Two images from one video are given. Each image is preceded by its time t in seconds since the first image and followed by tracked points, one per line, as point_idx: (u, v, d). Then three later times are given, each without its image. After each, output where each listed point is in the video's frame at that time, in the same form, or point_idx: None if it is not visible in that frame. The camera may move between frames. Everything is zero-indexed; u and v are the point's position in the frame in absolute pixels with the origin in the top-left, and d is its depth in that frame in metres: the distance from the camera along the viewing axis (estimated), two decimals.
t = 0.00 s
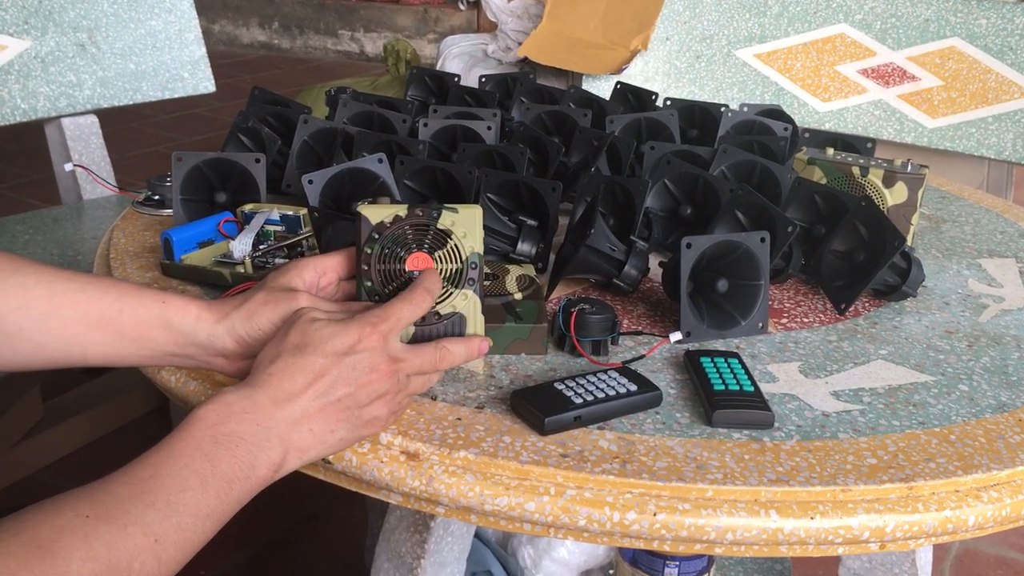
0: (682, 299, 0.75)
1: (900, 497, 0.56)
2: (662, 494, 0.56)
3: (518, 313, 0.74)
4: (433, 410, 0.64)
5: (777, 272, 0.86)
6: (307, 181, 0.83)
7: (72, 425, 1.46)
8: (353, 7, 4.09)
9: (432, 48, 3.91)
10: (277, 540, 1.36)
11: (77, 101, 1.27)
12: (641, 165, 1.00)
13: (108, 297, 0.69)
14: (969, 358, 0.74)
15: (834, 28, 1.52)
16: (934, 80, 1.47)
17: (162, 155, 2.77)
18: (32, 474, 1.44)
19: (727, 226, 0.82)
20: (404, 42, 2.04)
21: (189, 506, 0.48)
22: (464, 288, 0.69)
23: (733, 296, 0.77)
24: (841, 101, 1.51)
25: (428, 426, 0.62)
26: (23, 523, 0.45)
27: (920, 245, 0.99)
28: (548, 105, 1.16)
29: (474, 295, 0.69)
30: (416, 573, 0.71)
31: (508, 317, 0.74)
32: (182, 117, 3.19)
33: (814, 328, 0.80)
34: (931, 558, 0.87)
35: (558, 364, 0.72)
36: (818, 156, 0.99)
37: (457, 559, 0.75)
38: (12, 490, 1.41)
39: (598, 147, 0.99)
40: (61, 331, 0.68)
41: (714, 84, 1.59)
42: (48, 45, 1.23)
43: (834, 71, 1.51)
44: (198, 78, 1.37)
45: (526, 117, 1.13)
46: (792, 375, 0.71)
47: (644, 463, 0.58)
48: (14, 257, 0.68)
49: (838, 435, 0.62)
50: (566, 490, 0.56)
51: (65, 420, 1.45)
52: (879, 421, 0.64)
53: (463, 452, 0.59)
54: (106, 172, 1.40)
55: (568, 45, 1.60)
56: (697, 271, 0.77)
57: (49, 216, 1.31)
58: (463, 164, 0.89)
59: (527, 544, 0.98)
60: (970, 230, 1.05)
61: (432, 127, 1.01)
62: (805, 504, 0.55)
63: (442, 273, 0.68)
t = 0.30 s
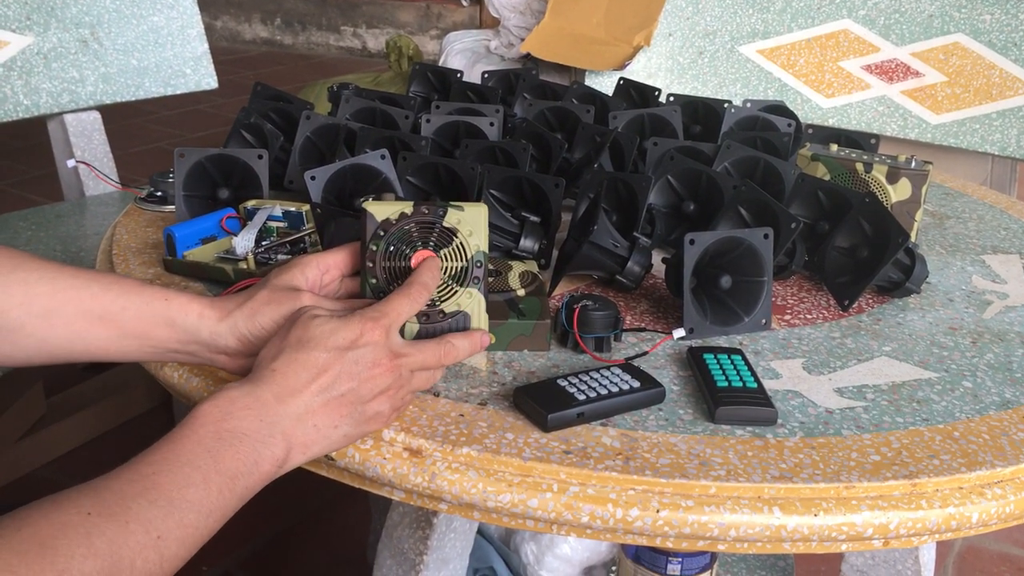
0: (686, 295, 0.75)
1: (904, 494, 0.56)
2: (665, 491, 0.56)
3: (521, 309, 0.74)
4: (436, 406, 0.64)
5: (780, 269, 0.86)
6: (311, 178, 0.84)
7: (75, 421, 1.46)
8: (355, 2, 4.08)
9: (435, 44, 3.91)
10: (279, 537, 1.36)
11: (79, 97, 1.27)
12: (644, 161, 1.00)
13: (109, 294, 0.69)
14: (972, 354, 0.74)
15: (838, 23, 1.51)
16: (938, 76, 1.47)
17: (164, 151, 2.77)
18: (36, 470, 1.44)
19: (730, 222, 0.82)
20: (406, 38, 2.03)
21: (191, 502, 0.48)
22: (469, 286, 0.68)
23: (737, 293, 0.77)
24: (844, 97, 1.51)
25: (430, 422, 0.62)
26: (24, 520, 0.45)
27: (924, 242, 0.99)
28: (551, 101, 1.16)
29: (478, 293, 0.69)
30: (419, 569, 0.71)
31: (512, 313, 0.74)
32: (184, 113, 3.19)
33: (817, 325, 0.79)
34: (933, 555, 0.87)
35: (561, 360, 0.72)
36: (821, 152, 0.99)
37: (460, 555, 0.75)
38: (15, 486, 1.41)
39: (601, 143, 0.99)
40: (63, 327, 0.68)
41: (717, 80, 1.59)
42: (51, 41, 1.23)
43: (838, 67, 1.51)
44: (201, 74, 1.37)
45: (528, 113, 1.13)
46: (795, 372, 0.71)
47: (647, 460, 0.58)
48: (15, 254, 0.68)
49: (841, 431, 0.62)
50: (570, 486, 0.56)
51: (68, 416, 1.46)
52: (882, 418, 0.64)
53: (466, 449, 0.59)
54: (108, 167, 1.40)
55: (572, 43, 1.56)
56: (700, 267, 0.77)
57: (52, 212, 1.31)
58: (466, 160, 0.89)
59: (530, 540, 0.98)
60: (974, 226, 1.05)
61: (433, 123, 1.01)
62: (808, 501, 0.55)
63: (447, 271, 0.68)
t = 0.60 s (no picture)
0: (688, 292, 0.75)
1: (906, 491, 0.56)
2: (667, 488, 0.56)
3: (523, 306, 0.74)
4: (438, 403, 0.64)
5: (783, 265, 0.86)
6: (312, 174, 0.84)
7: (77, 418, 1.46)
8: None
9: (437, 41, 3.91)
10: (281, 533, 1.36)
11: (81, 94, 1.27)
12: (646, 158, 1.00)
13: (110, 292, 0.69)
14: (975, 351, 0.74)
15: (841, 19, 1.51)
16: (940, 73, 1.47)
17: (166, 148, 2.77)
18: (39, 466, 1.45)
19: (733, 219, 0.82)
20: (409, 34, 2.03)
21: (186, 503, 0.48)
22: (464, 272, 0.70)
23: (739, 290, 0.77)
24: (847, 94, 1.51)
25: (433, 419, 0.62)
26: (21, 519, 0.45)
27: (926, 239, 0.99)
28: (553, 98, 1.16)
29: (474, 280, 0.70)
30: (421, 566, 0.71)
31: (513, 310, 0.74)
32: (187, 110, 3.19)
33: (820, 322, 0.79)
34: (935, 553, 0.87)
35: (563, 357, 0.72)
36: (824, 149, 0.99)
37: (461, 553, 0.75)
38: (18, 481, 1.42)
39: (603, 140, 0.99)
40: (64, 325, 0.67)
41: (719, 76, 1.59)
42: (53, 37, 1.23)
43: (840, 63, 1.51)
44: (203, 71, 1.37)
45: (531, 110, 1.13)
46: (797, 369, 0.71)
47: (649, 457, 0.58)
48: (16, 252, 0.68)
49: (843, 428, 0.62)
50: (571, 483, 0.56)
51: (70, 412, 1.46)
52: (885, 415, 0.64)
53: (468, 446, 0.59)
54: (111, 164, 1.40)
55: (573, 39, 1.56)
56: (703, 264, 0.77)
57: (54, 208, 1.31)
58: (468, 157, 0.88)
59: (532, 537, 0.98)
60: (976, 223, 1.05)
61: (436, 120, 1.01)
62: (810, 498, 0.55)
63: (442, 259, 0.70)
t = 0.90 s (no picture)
0: (688, 290, 0.75)
1: (905, 488, 0.56)
2: (666, 485, 0.56)
3: (522, 304, 0.74)
4: (438, 400, 0.64)
5: (783, 263, 0.86)
6: (312, 171, 0.84)
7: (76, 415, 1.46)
8: None
9: (437, 38, 3.91)
10: (280, 530, 1.36)
11: (81, 91, 1.27)
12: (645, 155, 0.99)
13: (110, 289, 0.69)
14: (974, 349, 0.74)
15: (841, 16, 1.50)
16: (940, 70, 1.47)
17: (166, 145, 2.77)
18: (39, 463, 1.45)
19: (733, 216, 0.82)
20: (408, 31, 2.02)
21: (185, 496, 0.48)
22: (457, 263, 0.71)
23: (738, 287, 0.77)
24: (847, 91, 1.51)
25: (432, 416, 0.62)
26: (22, 513, 0.45)
27: (926, 236, 0.99)
28: (553, 95, 1.15)
29: (467, 270, 0.71)
30: (420, 563, 0.71)
31: (512, 307, 0.74)
32: (186, 107, 3.18)
33: (819, 319, 0.79)
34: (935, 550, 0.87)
35: (562, 355, 0.71)
36: (824, 146, 0.99)
37: (461, 550, 0.75)
38: (19, 478, 1.42)
39: (603, 137, 0.99)
40: (62, 322, 0.67)
41: (719, 74, 1.59)
42: (53, 34, 1.23)
43: (840, 61, 1.51)
44: (203, 68, 1.36)
45: (530, 107, 1.13)
46: (797, 366, 0.71)
47: (648, 454, 0.58)
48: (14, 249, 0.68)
49: (843, 425, 0.62)
50: (571, 480, 0.56)
51: (70, 409, 1.46)
52: (884, 412, 0.64)
53: (467, 443, 0.59)
54: (110, 161, 1.40)
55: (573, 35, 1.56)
56: (702, 261, 0.77)
57: (54, 206, 1.31)
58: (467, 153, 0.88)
59: (531, 534, 0.98)
60: (977, 221, 1.05)
61: (435, 117, 1.01)
62: (810, 495, 0.55)
63: (435, 250, 0.71)
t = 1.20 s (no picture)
0: (687, 288, 0.75)
1: (904, 486, 0.56)
2: (666, 483, 0.56)
3: (522, 302, 0.74)
4: (437, 398, 0.64)
5: (782, 261, 0.86)
6: (311, 169, 0.84)
7: (74, 413, 1.46)
8: None
9: (436, 36, 3.91)
10: (279, 528, 1.36)
11: (79, 89, 1.27)
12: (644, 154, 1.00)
13: (109, 287, 0.69)
14: (973, 347, 0.74)
15: (839, 15, 1.50)
16: (939, 69, 1.47)
17: (165, 143, 2.77)
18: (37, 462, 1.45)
19: (732, 215, 0.82)
20: (406, 30, 2.02)
21: (199, 492, 0.46)
22: (456, 262, 0.71)
23: (737, 285, 0.77)
24: (845, 90, 1.51)
25: (431, 415, 0.62)
26: (29, 507, 0.43)
27: (925, 234, 0.99)
28: (552, 93, 1.15)
29: (465, 269, 0.71)
30: (419, 561, 0.71)
31: (512, 305, 0.74)
32: (185, 106, 3.18)
33: (818, 317, 0.79)
34: (933, 548, 0.87)
35: (561, 353, 0.72)
36: (822, 145, 0.98)
37: (460, 547, 0.75)
38: (17, 477, 1.41)
39: (601, 136, 0.98)
40: (60, 323, 0.67)
41: (718, 72, 1.59)
42: (51, 32, 1.22)
43: (839, 59, 1.51)
44: (201, 66, 1.36)
45: (529, 106, 1.12)
46: (795, 364, 0.71)
47: (647, 452, 0.58)
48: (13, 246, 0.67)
49: (842, 424, 0.62)
50: (570, 478, 0.56)
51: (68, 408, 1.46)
52: (883, 410, 0.64)
53: (467, 441, 0.59)
54: (109, 160, 1.40)
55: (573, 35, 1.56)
56: (701, 259, 0.77)
57: (52, 204, 1.31)
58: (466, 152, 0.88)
59: (531, 532, 0.98)
60: (975, 219, 1.05)
61: (433, 116, 1.01)
62: (808, 493, 0.55)
63: (434, 250, 0.71)
